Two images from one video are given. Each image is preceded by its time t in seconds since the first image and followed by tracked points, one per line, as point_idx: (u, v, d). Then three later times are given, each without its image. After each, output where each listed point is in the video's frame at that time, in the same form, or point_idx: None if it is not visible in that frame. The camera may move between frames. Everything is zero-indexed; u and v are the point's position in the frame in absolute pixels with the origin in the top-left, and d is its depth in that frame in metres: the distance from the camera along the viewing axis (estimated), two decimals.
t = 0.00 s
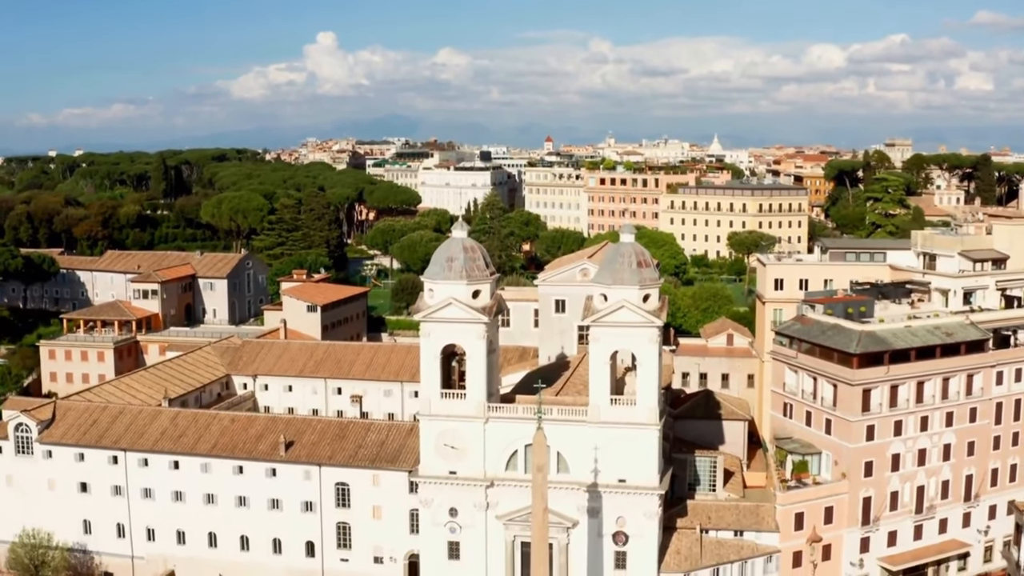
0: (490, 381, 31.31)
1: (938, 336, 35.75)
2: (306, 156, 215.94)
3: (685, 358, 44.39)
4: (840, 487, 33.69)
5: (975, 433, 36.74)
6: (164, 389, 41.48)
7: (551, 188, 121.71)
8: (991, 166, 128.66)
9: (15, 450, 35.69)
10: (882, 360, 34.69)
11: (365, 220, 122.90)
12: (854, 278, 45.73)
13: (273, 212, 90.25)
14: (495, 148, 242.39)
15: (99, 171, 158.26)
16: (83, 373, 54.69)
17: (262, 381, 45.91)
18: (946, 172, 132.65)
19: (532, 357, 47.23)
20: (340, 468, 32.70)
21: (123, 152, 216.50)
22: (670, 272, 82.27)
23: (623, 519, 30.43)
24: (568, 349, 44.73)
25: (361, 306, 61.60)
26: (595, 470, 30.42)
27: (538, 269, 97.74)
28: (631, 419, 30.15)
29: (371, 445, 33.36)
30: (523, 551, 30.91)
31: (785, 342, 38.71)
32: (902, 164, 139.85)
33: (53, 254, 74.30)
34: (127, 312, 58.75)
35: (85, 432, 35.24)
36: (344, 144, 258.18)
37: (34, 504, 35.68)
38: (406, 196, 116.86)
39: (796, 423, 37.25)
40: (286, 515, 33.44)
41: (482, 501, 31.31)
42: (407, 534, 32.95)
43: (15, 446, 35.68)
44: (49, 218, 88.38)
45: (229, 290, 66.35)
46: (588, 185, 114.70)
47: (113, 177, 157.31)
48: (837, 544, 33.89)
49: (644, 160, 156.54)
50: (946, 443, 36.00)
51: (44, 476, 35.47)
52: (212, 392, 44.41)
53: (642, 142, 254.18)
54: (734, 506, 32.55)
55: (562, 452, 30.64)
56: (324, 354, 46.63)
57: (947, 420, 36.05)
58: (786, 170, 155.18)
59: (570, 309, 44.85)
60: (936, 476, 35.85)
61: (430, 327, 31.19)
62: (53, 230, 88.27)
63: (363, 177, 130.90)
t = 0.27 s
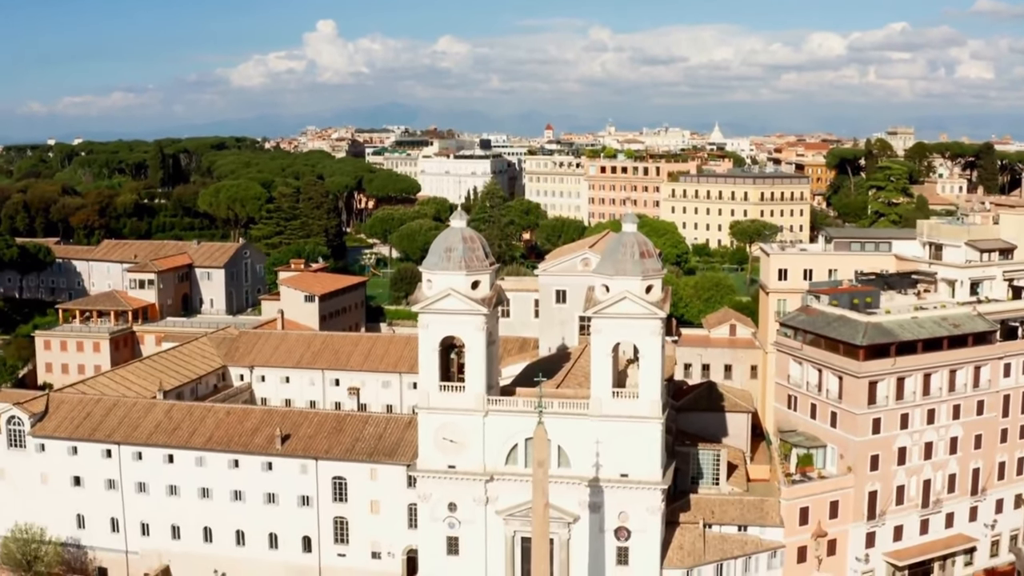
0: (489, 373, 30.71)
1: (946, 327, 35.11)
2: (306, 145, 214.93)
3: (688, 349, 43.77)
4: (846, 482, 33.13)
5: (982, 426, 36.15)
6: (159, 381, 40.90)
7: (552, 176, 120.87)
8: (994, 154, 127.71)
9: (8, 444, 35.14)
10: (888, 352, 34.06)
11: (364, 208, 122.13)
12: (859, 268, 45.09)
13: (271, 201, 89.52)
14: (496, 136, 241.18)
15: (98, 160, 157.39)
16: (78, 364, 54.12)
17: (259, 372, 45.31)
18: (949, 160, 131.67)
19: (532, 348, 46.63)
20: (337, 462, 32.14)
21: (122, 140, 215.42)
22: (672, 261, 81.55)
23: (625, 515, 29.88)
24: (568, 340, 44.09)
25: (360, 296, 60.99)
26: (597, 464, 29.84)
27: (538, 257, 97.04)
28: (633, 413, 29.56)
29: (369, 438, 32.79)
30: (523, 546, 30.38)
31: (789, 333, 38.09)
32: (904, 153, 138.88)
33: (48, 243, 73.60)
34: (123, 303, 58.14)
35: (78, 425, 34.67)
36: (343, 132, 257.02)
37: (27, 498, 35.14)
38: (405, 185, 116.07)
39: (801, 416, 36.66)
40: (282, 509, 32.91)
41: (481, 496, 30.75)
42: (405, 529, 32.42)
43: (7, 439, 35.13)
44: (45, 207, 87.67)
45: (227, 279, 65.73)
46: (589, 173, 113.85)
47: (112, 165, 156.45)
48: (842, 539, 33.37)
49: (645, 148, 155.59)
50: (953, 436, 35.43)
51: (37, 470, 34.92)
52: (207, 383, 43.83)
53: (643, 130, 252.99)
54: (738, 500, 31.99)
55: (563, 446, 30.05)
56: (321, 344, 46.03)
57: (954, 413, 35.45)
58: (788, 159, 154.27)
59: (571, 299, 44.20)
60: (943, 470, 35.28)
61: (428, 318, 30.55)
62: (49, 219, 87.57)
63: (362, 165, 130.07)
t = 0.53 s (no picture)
0: (489, 365, 30.01)
1: (954, 318, 34.39)
2: (305, 131, 213.67)
3: (691, 340, 43.07)
4: (852, 475, 32.49)
5: (991, 419, 35.49)
6: (153, 373, 40.22)
7: (552, 163, 119.89)
8: (997, 141, 126.63)
9: None
10: (896, 344, 33.35)
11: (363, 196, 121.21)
12: (865, 257, 44.35)
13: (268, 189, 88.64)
14: (495, 123, 239.87)
15: (95, 147, 156.31)
16: (73, 354, 53.41)
17: (255, 363, 44.61)
18: (951, 147, 130.57)
19: (533, 338, 45.94)
20: (333, 455, 31.50)
21: (120, 127, 214.14)
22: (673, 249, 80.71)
23: (628, 510, 29.23)
24: (570, 331, 43.36)
25: (358, 285, 60.27)
26: (598, 459, 29.19)
27: (538, 245, 96.21)
28: (636, 405, 28.89)
29: (366, 431, 32.14)
30: (523, 542, 29.75)
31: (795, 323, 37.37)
32: (907, 140, 137.79)
33: (43, 231, 72.79)
34: (118, 292, 57.40)
35: (70, 418, 34.00)
36: (342, 118, 255.57)
37: (18, 492, 34.52)
38: (404, 172, 115.15)
39: (806, 408, 36.01)
40: (278, 503, 32.29)
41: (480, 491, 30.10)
42: (403, 523, 31.81)
43: None
44: (41, 194, 86.80)
45: (223, 268, 64.97)
46: (589, 160, 112.87)
47: (109, 153, 155.44)
48: (848, 534, 32.77)
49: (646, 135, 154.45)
50: (961, 429, 34.77)
51: (28, 463, 34.28)
52: (203, 374, 43.14)
53: (643, 117, 251.63)
54: (742, 495, 31.36)
55: (564, 440, 29.38)
56: (319, 334, 45.33)
57: (962, 406, 34.77)
58: (789, 146, 153.21)
59: (572, 289, 43.45)
60: (950, 463, 34.64)
61: (426, 309, 29.83)
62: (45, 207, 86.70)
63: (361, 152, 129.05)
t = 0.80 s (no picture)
0: (488, 358, 29.32)
1: (963, 309, 33.66)
2: (304, 118, 212.44)
3: (693, 330, 42.37)
4: (859, 470, 31.85)
5: (999, 411, 34.81)
6: (147, 364, 39.56)
7: (552, 150, 118.94)
8: (1001, 129, 125.59)
9: None
10: (904, 335, 32.64)
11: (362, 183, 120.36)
12: (871, 246, 43.60)
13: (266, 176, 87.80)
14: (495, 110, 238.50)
15: (93, 134, 155.33)
16: (67, 344, 52.75)
17: (251, 353, 43.93)
18: (954, 135, 129.53)
19: (533, 328, 45.23)
20: (329, 449, 30.86)
21: (118, 115, 213.01)
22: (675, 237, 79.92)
23: (630, 505, 28.59)
24: (570, 321, 42.67)
25: (356, 274, 59.55)
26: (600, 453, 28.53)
27: (538, 233, 95.43)
28: (639, 398, 28.21)
29: (362, 425, 31.49)
30: (523, 538, 29.14)
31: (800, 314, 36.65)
32: (909, 127, 136.78)
33: (39, 220, 72.04)
34: (113, 281, 56.70)
35: (61, 411, 33.35)
36: (342, 105, 254.35)
37: (9, 487, 33.89)
38: (403, 159, 114.27)
39: (812, 400, 35.35)
40: (273, 498, 31.67)
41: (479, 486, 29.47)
42: (400, 519, 31.20)
43: None
44: (37, 182, 85.98)
45: (220, 257, 64.24)
46: (590, 147, 111.90)
47: (107, 140, 154.47)
48: (855, 529, 32.17)
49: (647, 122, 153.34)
50: (969, 421, 34.11)
51: (19, 458, 33.65)
52: (198, 365, 42.47)
53: (644, 103, 250.26)
54: (747, 489, 30.72)
55: (565, 434, 28.73)
56: (315, 325, 44.64)
57: (971, 398, 34.10)
58: (791, 133, 152.20)
59: (573, 278, 42.75)
60: (958, 456, 34.00)
61: (424, 300, 29.11)
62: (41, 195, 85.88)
63: (360, 139, 128.04)
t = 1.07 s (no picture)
0: (487, 352, 28.74)
1: (971, 302, 33.05)
2: (303, 108, 211.37)
3: (696, 322, 41.76)
4: (865, 465, 31.31)
5: (1007, 406, 34.25)
6: (141, 357, 38.98)
7: (552, 139, 118.10)
8: (1003, 118, 124.74)
9: None
10: (911, 328, 32.04)
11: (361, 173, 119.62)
12: (877, 237, 43.00)
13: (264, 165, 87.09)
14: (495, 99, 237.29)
15: (91, 124, 154.45)
16: (63, 336, 52.17)
17: (248, 346, 43.35)
18: (957, 124, 128.62)
19: (533, 320, 44.63)
20: (325, 445, 30.31)
21: (117, 104, 211.84)
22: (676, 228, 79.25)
23: (632, 502, 28.05)
24: (571, 313, 42.08)
25: (354, 265, 58.94)
26: (601, 449, 27.97)
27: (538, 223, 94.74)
28: (641, 393, 27.64)
29: (360, 419, 30.94)
30: (524, 534, 28.58)
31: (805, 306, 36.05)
32: (911, 116, 135.89)
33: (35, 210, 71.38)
34: (109, 272, 56.08)
35: (54, 405, 32.79)
36: (342, 95, 253.24)
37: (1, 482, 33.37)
38: (402, 148, 113.51)
39: (817, 394, 34.79)
40: (269, 494, 31.14)
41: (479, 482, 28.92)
42: (398, 515, 30.67)
43: None
44: (33, 172, 85.25)
45: (217, 247, 63.61)
46: (590, 136, 111.06)
47: (105, 130, 153.58)
48: (861, 525, 31.65)
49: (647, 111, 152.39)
50: (977, 416, 33.55)
51: (12, 453, 33.12)
52: (193, 358, 41.89)
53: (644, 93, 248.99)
54: (751, 485, 30.17)
55: (566, 429, 28.16)
56: (313, 316, 44.04)
57: (978, 393, 33.53)
58: (793, 122, 151.28)
59: (574, 270, 42.15)
60: (965, 452, 33.45)
61: (422, 293, 28.50)
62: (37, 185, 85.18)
63: (359, 129, 127.21)
